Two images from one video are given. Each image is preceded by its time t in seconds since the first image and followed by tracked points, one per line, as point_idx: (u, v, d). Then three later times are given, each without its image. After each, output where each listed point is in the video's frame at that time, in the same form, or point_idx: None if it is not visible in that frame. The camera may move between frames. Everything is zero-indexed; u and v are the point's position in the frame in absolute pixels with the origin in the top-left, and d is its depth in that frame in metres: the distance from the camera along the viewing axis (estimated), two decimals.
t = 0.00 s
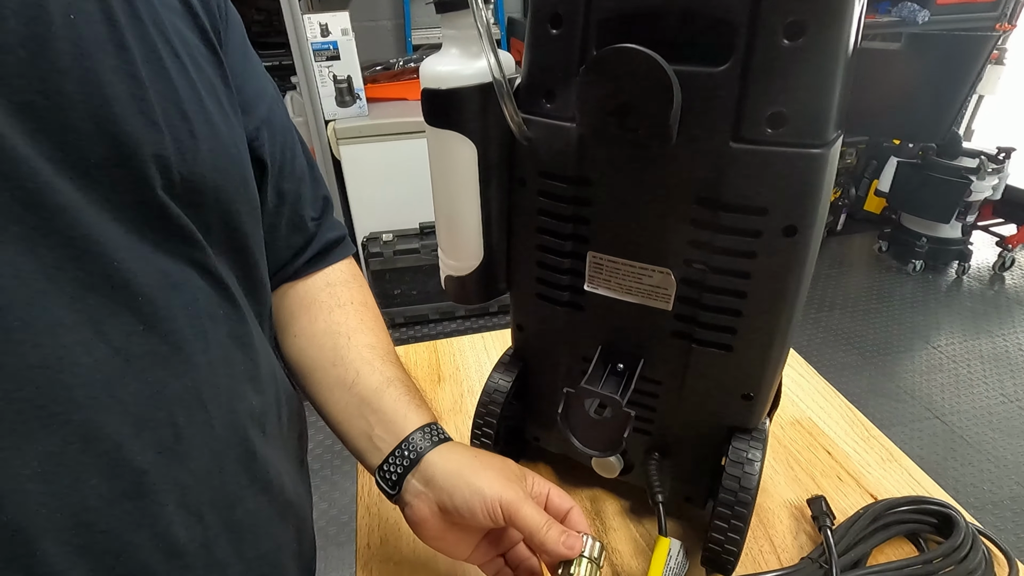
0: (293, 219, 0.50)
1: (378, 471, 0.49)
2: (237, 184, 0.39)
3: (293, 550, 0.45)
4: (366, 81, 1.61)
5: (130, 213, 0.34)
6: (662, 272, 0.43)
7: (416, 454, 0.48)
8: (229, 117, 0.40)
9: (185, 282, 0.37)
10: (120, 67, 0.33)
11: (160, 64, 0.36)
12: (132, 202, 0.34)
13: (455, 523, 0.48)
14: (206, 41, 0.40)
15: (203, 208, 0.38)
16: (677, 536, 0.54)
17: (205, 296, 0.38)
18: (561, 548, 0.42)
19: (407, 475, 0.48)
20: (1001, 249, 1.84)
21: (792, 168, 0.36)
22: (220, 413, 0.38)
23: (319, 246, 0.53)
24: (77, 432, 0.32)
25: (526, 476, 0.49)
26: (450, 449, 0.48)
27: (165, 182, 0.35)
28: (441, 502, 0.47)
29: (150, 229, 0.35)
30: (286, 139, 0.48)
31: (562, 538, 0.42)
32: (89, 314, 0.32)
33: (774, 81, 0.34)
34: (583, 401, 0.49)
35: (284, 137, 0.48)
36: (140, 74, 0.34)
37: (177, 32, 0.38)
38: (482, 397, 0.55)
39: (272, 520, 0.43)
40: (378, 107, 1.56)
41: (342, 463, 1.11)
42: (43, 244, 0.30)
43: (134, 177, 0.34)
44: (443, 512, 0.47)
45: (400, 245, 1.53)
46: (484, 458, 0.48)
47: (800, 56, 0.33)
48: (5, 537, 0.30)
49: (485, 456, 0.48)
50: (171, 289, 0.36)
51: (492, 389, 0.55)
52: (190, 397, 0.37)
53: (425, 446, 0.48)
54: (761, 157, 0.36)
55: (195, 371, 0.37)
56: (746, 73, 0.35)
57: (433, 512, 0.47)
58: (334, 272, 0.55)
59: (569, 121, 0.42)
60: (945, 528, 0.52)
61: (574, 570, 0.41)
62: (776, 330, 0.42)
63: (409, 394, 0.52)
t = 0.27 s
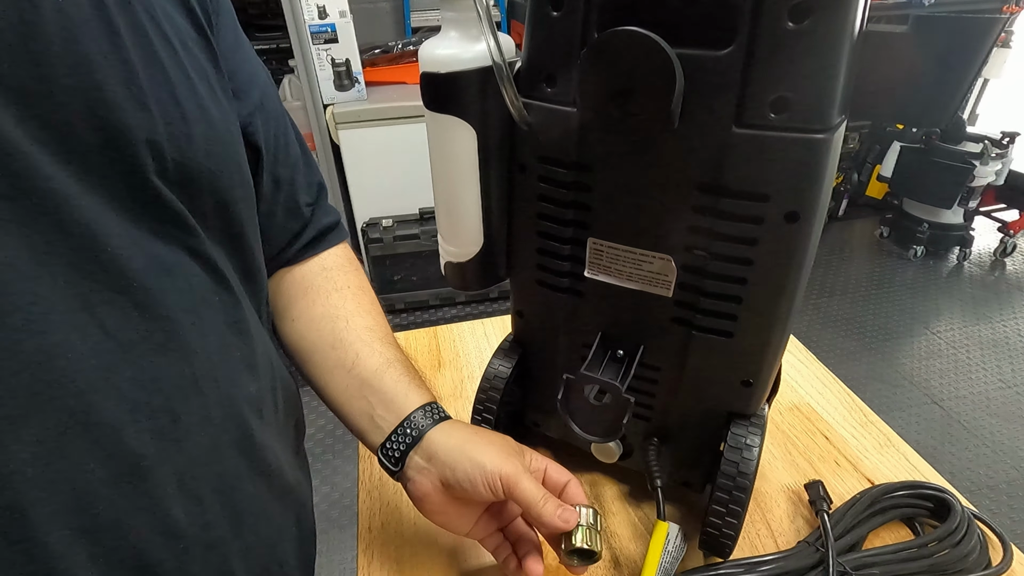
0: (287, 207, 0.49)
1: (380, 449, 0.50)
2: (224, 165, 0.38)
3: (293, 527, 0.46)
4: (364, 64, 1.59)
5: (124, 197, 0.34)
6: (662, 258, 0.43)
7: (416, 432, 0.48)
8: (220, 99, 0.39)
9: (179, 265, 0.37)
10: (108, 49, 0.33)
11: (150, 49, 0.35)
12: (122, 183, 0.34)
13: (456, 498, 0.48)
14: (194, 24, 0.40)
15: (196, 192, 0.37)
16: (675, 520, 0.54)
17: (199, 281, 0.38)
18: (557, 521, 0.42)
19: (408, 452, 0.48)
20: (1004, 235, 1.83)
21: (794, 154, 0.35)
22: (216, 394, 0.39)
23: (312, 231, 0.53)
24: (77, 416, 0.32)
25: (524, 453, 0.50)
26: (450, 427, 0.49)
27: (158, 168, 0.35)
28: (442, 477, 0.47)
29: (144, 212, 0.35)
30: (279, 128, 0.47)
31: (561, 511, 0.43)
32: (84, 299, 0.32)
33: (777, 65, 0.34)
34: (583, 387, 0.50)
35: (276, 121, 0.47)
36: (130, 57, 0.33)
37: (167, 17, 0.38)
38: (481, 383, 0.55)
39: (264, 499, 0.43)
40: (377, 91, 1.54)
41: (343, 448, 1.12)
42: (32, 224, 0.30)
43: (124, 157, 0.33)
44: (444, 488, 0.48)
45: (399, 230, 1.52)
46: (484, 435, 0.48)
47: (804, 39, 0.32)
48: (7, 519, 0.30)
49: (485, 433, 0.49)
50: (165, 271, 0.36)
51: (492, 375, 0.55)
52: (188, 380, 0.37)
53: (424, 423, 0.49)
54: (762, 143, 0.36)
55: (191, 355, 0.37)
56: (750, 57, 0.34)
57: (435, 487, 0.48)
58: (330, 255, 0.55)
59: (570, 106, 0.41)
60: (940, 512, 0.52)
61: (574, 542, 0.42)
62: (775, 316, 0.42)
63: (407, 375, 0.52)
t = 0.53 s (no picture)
0: (284, 180, 0.54)
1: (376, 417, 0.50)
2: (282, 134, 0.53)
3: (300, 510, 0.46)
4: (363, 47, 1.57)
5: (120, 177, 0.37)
6: (663, 243, 0.43)
7: (412, 401, 0.49)
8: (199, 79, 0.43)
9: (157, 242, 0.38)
10: (86, 44, 0.35)
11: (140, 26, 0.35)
12: (110, 166, 0.36)
13: (450, 464, 0.49)
14: None
15: (183, 168, 0.41)
16: (674, 503, 0.55)
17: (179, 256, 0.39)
18: (548, 486, 0.44)
19: (404, 420, 0.49)
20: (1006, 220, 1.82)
21: (798, 138, 0.35)
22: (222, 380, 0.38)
23: (303, 198, 0.56)
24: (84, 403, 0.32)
25: (518, 423, 0.50)
26: (445, 396, 0.50)
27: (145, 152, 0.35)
28: (436, 443, 0.48)
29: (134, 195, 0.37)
30: (260, 93, 0.51)
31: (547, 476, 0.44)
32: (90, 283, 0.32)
33: (782, 48, 0.33)
34: (582, 372, 0.50)
35: (258, 79, 0.51)
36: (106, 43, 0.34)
37: None
38: (482, 368, 0.56)
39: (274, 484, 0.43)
40: (376, 74, 1.52)
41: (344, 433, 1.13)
42: (12, 209, 0.32)
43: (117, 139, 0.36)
44: (438, 454, 0.48)
45: (399, 216, 1.52)
46: (478, 404, 0.49)
47: (809, 21, 0.32)
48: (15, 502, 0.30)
49: (479, 403, 0.49)
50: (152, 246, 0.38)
51: (492, 360, 0.55)
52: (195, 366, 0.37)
53: (421, 391, 0.49)
54: (766, 127, 0.36)
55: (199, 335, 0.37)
56: (755, 38, 0.34)
57: (429, 453, 0.48)
58: (321, 229, 0.57)
59: (571, 89, 0.41)
60: (936, 496, 0.52)
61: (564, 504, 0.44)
62: (777, 301, 0.42)
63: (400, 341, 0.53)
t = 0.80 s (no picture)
0: (259, 110, 0.48)
1: (379, 367, 0.53)
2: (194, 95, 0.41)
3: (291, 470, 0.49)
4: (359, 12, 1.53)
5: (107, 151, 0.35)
6: (663, 214, 0.43)
7: (416, 354, 0.51)
8: (163, 43, 0.39)
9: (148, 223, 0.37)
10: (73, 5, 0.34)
11: None
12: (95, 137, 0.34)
13: (447, 414, 0.52)
14: None
15: (170, 134, 0.38)
16: (670, 470, 0.56)
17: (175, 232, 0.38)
18: (542, 439, 0.48)
19: (406, 373, 0.51)
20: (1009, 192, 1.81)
21: (802, 107, 0.35)
22: (220, 347, 0.40)
23: (280, 125, 0.51)
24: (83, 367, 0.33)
25: (515, 375, 0.53)
26: (446, 349, 0.52)
27: (135, 107, 0.36)
28: (435, 395, 0.51)
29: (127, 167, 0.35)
30: (222, 21, 0.44)
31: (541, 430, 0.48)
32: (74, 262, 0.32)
33: (788, 13, 0.32)
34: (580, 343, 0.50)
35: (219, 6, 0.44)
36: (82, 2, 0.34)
37: None
38: (482, 339, 0.56)
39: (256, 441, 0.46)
40: (373, 41, 1.49)
41: (346, 401, 1.14)
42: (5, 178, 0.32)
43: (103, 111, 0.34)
44: (437, 404, 0.52)
45: (398, 186, 1.51)
46: (476, 358, 0.51)
47: None
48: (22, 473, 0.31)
49: (477, 358, 0.51)
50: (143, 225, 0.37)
51: (492, 331, 0.56)
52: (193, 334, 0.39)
53: (422, 348, 0.51)
54: (770, 96, 0.35)
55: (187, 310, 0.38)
56: (760, 3, 0.33)
57: (429, 403, 0.52)
58: (306, 161, 0.53)
59: (572, 56, 0.40)
60: (927, 464, 0.53)
61: (549, 455, 0.47)
62: (776, 272, 0.42)
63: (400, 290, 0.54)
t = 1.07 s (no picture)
0: (237, 77, 0.48)
1: (373, 342, 0.53)
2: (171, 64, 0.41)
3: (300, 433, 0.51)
4: None
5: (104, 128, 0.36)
6: (663, 192, 0.43)
7: (411, 329, 0.51)
8: (142, 12, 0.40)
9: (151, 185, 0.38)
10: None
11: None
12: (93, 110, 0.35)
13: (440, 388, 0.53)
14: None
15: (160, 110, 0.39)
16: (668, 446, 0.57)
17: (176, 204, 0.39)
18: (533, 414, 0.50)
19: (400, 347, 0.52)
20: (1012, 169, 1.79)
21: (807, 83, 0.34)
22: (228, 321, 0.42)
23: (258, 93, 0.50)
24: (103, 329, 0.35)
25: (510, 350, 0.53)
26: (441, 324, 0.52)
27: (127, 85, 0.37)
28: (428, 369, 0.52)
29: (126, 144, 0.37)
30: None
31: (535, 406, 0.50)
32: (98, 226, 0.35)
33: None
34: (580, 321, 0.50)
35: None
36: None
37: None
38: (481, 317, 0.56)
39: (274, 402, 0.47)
40: (368, 14, 1.46)
41: (347, 379, 1.15)
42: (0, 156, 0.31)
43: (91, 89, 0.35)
44: (430, 378, 0.52)
45: (396, 163, 1.49)
46: (469, 335, 0.51)
47: None
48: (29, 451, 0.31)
49: (471, 334, 0.51)
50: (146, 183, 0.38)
51: (491, 309, 0.56)
52: (198, 298, 0.40)
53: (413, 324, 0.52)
54: (774, 71, 0.34)
55: (195, 270, 0.41)
56: None
57: (423, 378, 0.53)
58: (291, 134, 0.53)
59: (572, 30, 0.39)
60: (921, 440, 0.54)
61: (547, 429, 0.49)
62: (777, 251, 0.42)
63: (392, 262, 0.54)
